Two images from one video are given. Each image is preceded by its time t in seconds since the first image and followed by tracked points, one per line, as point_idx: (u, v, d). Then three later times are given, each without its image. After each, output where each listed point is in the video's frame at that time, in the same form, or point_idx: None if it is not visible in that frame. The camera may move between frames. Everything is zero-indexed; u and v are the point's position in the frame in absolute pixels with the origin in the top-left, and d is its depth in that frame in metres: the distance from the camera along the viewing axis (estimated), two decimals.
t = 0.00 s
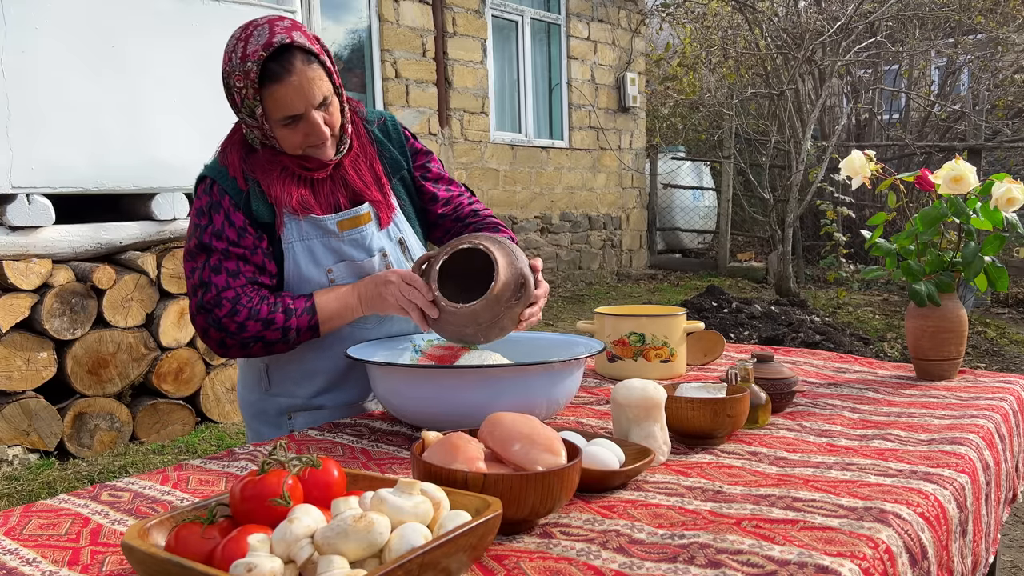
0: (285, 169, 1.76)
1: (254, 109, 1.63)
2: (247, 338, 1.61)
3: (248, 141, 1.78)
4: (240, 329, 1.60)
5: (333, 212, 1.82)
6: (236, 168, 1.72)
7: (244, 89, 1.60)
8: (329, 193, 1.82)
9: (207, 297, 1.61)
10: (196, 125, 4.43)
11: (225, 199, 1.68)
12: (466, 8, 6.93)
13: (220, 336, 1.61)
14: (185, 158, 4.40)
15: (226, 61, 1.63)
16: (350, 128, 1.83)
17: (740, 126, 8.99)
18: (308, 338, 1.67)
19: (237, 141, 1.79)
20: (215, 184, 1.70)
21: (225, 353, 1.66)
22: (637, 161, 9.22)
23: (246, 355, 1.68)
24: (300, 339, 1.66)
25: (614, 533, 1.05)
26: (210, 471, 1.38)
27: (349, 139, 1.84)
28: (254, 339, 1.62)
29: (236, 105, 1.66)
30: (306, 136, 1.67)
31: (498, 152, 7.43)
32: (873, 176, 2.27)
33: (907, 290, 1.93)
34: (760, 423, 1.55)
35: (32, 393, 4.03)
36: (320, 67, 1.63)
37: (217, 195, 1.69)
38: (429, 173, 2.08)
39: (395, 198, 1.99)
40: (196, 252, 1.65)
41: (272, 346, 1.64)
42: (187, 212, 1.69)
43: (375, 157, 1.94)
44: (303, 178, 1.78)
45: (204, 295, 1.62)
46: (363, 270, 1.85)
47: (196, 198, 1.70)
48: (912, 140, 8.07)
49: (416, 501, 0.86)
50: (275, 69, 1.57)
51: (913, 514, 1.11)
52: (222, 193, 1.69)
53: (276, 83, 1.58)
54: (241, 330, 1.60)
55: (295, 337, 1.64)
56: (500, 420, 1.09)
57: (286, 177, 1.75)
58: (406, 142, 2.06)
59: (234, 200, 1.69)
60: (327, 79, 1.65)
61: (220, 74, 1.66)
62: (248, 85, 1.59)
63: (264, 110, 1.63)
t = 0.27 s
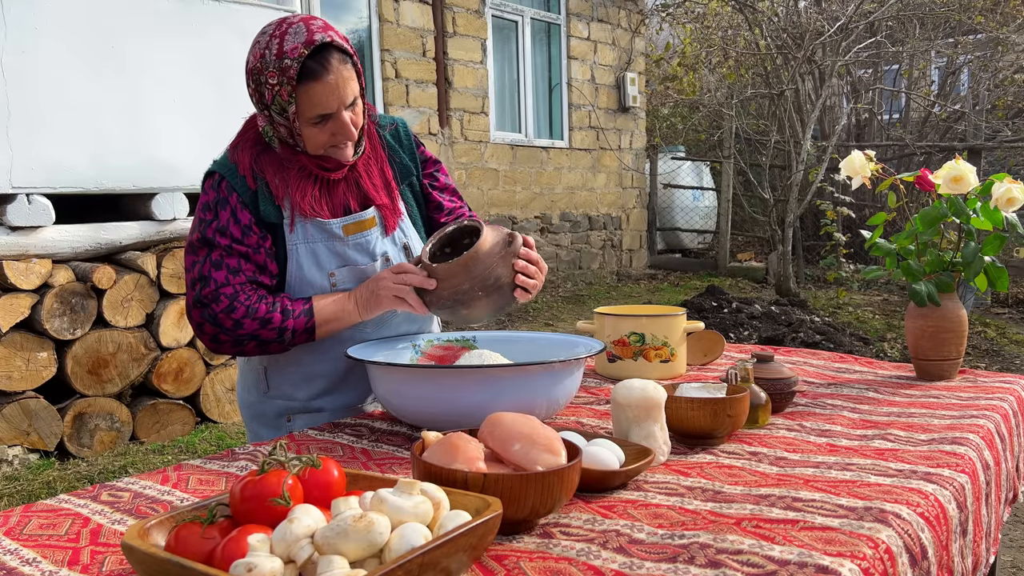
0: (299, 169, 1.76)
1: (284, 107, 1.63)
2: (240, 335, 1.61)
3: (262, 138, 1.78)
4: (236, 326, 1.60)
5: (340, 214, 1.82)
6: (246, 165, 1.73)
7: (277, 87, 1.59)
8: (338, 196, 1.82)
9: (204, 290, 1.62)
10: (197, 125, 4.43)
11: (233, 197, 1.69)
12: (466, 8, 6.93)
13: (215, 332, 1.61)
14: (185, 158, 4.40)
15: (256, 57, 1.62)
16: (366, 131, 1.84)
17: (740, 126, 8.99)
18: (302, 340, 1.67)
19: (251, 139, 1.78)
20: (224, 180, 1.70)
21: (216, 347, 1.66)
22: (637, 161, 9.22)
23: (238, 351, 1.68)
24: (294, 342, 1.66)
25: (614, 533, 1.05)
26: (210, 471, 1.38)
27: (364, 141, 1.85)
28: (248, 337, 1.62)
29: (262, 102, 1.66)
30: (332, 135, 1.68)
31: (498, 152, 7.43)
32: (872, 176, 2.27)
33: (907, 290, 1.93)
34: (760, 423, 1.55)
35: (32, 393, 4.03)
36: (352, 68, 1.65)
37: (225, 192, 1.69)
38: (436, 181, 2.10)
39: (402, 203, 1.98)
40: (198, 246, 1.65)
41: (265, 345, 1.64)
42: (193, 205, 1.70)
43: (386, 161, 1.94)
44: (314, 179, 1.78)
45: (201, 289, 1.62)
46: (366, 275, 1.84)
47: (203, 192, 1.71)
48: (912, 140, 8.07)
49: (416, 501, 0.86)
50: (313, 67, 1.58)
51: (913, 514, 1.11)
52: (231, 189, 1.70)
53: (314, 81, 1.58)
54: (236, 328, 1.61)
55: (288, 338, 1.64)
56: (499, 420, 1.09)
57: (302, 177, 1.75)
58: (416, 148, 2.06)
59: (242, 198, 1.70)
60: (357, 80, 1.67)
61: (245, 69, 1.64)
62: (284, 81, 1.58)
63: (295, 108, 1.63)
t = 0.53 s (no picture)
0: (309, 167, 1.77)
1: (300, 104, 1.63)
2: (241, 334, 1.61)
3: (271, 136, 1.78)
4: (237, 324, 1.60)
5: (347, 215, 1.82)
6: (253, 163, 1.73)
7: (295, 84, 1.59)
8: (344, 195, 1.82)
9: (205, 288, 1.62)
10: (197, 126, 4.43)
11: (240, 194, 1.70)
12: (466, 8, 6.93)
13: (216, 329, 1.61)
14: (186, 158, 4.40)
15: (274, 53, 1.62)
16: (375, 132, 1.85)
17: (740, 126, 8.99)
18: (302, 342, 1.67)
19: (260, 137, 1.78)
20: (231, 177, 1.71)
21: (216, 345, 1.65)
22: (637, 161, 9.22)
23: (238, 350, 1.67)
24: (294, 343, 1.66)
25: (614, 533, 1.05)
26: (211, 471, 1.38)
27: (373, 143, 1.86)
28: (249, 336, 1.61)
29: (275, 99, 1.66)
30: (346, 134, 1.68)
31: (498, 152, 7.42)
32: (872, 176, 2.27)
33: (907, 290, 1.93)
34: (760, 423, 1.55)
35: (32, 393, 4.03)
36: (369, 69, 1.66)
37: (232, 190, 1.70)
38: (441, 183, 2.10)
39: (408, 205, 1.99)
40: (202, 243, 1.65)
41: (266, 345, 1.64)
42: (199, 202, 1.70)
43: (392, 161, 1.95)
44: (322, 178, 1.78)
45: (202, 286, 1.62)
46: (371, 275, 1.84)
47: (210, 189, 1.71)
48: (912, 140, 8.07)
49: (416, 501, 0.86)
50: (332, 65, 1.59)
51: (913, 514, 1.11)
52: (238, 187, 1.70)
53: (332, 79, 1.59)
54: (237, 326, 1.60)
55: (288, 340, 1.64)
56: (499, 420, 1.09)
57: (311, 176, 1.76)
58: (422, 150, 2.07)
59: (248, 196, 1.70)
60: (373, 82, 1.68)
61: (262, 65, 1.64)
62: (303, 78, 1.58)
63: (311, 106, 1.63)
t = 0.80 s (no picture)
0: (309, 163, 1.77)
1: (297, 96, 1.63)
2: (241, 338, 1.60)
3: (273, 133, 1.79)
4: (236, 326, 1.59)
5: (348, 210, 1.82)
6: (253, 160, 1.73)
7: (292, 74, 1.60)
8: (345, 192, 1.82)
9: (205, 293, 1.61)
10: (197, 126, 4.43)
11: (240, 191, 1.69)
12: (466, 8, 6.93)
13: (217, 330, 1.60)
14: (186, 158, 4.40)
15: (271, 44, 1.63)
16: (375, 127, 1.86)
17: (740, 126, 8.99)
18: (304, 341, 1.62)
19: (261, 134, 1.79)
20: (232, 175, 1.71)
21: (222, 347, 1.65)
22: (637, 161, 9.22)
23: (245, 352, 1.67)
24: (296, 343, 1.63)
25: (614, 533, 1.05)
26: (211, 471, 1.38)
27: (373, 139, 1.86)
28: (248, 336, 1.59)
29: (273, 93, 1.67)
30: (343, 127, 1.69)
31: (498, 152, 7.42)
32: (873, 176, 2.27)
33: (907, 290, 1.93)
34: (760, 423, 1.55)
35: (32, 393, 4.03)
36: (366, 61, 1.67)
37: (232, 188, 1.70)
38: (442, 180, 2.10)
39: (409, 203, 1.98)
40: (204, 244, 1.66)
41: (267, 346, 1.62)
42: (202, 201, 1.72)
43: (392, 160, 1.95)
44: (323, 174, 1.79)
45: (203, 290, 1.62)
46: (374, 271, 1.83)
47: (213, 188, 1.72)
48: (912, 140, 8.07)
49: (416, 501, 0.86)
50: (328, 55, 1.60)
51: (913, 514, 1.11)
52: (239, 185, 1.70)
53: (329, 69, 1.60)
54: (236, 326, 1.59)
55: (289, 342, 1.61)
56: (499, 420, 1.09)
57: (311, 172, 1.76)
58: (423, 148, 2.06)
59: (249, 192, 1.70)
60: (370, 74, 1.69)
61: (260, 57, 1.65)
62: (299, 68, 1.59)
63: (306, 97, 1.63)
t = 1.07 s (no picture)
0: (310, 155, 1.79)
1: (297, 85, 1.66)
2: (245, 338, 1.59)
3: (274, 129, 1.81)
4: (240, 324, 1.57)
5: (349, 204, 1.82)
6: (256, 154, 1.74)
7: (293, 62, 1.63)
8: (345, 185, 1.82)
9: (211, 290, 1.62)
10: (197, 126, 4.43)
11: (244, 186, 1.69)
12: (466, 8, 6.94)
13: (221, 327, 1.59)
14: (186, 158, 4.40)
15: (274, 35, 1.67)
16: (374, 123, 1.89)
17: (740, 126, 8.99)
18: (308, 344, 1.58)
19: (262, 130, 1.81)
20: (236, 169, 1.71)
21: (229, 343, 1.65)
22: (637, 161, 9.22)
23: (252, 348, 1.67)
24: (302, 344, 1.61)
25: (614, 533, 1.05)
26: (211, 471, 1.38)
27: (372, 134, 1.88)
28: (251, 335, 1.58)
29: (276, 85, 1.71)
30: (343, 117, 1.71)
31: (498, 152, 7.42)
32: (872, 177, 2.27)
33: (907, 290, 1.93)
34: (761, 423, 1.55)
35: (32, 393, 4.03)
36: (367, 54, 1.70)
37: (236, 182, 1.70)
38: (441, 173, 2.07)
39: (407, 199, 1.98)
40: (210, 240, 1.67)
41: (273, 347, 1.60)
42: (206, 195, 1.72)
43: (391, 156, 1.95)
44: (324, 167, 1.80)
45: (209, 287, 1.62)
46: (375, 265, 1.83)
47: (217, 182, 1.72)
48: (912, 140, 8.07)
49: (416, 501, 0.86)
50: (329, 44, 1.63)
51: (913, 514, 1.11)
52: (244, 180, 1.70)
53: (329, 57, 1.62)
54: (239, 324, 1.58)
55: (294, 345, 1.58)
56: (499, 420, 1.09)
57: (312, 164, 1.77)
58: (421, 145, 2.07)
59: (252, 186, 1.70)
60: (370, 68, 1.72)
61: (263, 49, 1.69)
62: (300, 56, 1.62)
63: (307, 85, 1.66)
